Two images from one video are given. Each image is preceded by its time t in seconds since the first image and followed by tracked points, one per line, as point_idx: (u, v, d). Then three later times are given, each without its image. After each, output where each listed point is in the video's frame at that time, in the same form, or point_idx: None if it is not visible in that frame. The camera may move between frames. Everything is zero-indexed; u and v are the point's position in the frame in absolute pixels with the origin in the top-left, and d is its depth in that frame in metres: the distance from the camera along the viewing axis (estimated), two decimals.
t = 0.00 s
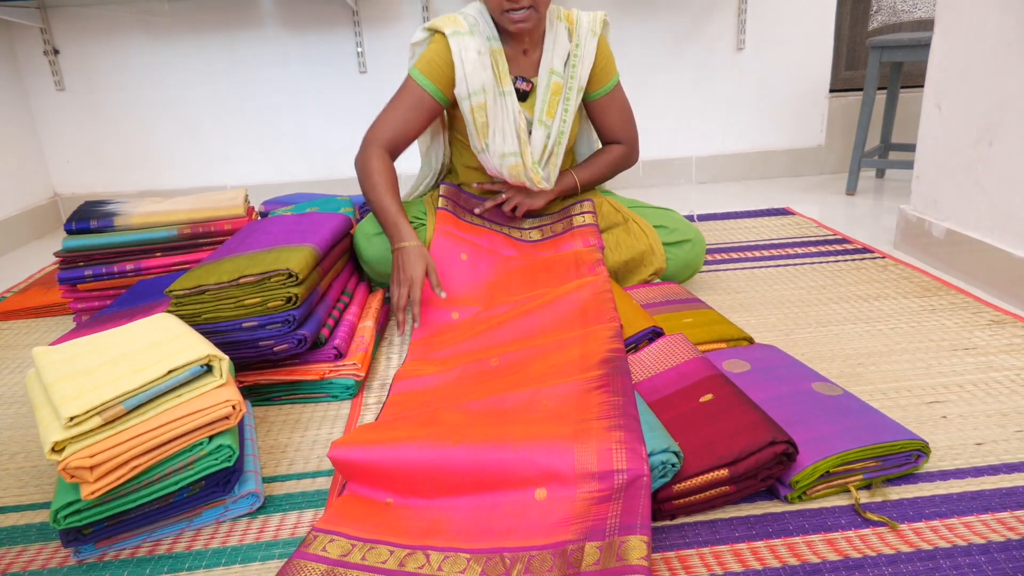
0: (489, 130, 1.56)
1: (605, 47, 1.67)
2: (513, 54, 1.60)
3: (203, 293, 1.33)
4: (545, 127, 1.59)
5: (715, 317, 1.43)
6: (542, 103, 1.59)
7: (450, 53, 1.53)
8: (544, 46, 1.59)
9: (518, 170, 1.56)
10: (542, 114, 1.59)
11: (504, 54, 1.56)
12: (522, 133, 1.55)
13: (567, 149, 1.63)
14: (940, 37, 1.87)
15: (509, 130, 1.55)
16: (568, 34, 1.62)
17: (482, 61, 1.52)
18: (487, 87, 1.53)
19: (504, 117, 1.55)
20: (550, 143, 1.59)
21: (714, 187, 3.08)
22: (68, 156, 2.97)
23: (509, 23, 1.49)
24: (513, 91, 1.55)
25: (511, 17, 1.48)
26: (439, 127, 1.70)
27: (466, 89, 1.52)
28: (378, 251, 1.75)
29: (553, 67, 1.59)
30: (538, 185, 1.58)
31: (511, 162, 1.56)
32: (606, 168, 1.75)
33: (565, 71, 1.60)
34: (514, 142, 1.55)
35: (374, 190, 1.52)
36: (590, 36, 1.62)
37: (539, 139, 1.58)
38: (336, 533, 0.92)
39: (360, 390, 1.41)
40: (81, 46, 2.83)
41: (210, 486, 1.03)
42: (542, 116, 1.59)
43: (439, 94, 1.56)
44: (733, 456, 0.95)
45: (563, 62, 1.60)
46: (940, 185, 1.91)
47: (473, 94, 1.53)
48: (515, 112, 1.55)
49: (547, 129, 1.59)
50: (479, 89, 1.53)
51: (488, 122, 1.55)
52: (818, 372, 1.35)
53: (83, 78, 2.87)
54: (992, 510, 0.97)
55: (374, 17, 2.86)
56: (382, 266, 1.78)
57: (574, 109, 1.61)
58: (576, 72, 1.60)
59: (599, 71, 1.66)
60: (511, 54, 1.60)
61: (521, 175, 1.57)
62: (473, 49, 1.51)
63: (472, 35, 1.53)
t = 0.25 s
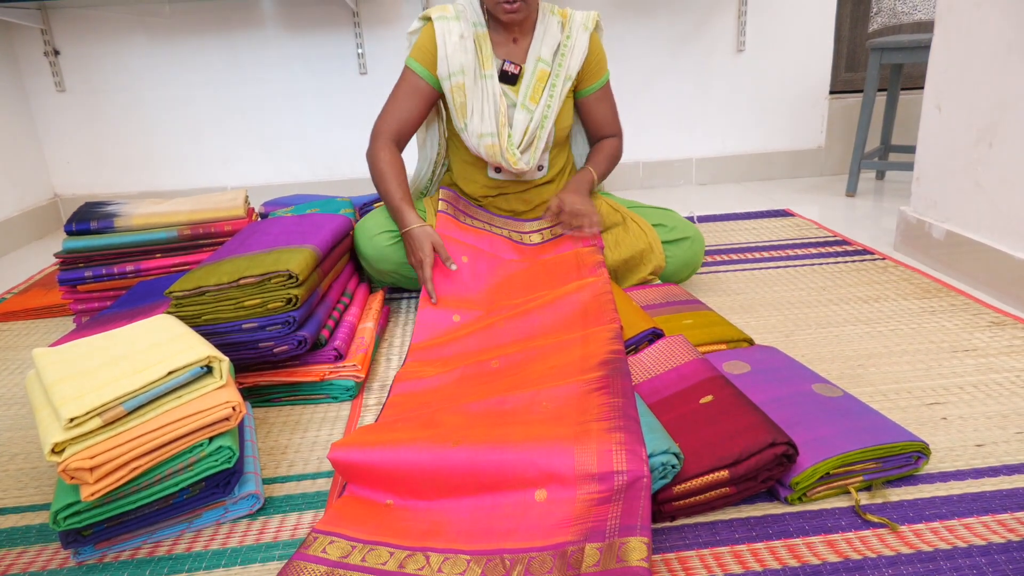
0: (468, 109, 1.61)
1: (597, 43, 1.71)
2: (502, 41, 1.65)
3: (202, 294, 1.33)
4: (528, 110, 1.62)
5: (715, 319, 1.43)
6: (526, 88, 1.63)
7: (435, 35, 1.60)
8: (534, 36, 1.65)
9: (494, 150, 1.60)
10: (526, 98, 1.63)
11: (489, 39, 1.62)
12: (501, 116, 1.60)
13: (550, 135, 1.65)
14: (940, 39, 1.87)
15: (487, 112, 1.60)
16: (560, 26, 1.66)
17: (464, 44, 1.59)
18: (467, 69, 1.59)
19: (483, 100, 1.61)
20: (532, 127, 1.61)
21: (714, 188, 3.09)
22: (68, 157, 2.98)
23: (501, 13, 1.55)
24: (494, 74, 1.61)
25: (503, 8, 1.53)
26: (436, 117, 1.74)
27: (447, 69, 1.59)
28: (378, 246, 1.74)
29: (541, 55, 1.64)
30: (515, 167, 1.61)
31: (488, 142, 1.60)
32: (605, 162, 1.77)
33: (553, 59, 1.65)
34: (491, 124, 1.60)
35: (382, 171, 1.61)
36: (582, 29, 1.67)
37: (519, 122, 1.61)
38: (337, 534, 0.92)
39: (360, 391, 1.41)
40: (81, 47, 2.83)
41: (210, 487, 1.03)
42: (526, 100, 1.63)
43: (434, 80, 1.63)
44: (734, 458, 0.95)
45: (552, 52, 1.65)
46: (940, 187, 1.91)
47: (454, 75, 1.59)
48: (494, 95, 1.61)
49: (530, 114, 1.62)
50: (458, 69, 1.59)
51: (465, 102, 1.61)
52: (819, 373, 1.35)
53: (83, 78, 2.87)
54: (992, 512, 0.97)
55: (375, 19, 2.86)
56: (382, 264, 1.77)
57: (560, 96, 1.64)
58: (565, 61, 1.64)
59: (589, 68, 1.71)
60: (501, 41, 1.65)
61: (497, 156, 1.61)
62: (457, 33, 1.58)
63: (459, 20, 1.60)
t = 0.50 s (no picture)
0: (468, 92, 1.61)
1: (592, 38, 1.74)
2: (499, 31, 1.67)
3: (203, 294, 1.33)
4: (526, 97, 1.63)
5: (716, 319, 1.43)
6: (524, 75, 1.64)
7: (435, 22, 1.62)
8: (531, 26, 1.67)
9: (493, 131, 1.59)
10: (524, 84, 1.64)
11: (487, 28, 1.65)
12: (499, 99, 1.61)
13: (548, 121, 1.65)
14: (941, 40, 1.87)
15: (486, 94, 1.61)
16: (556, 19, 1.70)
17: (463, 29, 1.61)
18: (467, 51, 1.60)
19: (483, 82, 1.62)
20: (530, 112, 1.62)
21: (715, 189, 3.08)
22: (69, 156, 2.98)
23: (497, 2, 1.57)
24: (493, 59, 1.62)
25: None
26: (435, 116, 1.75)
27: (447, 51, 1.59)
28: (378, 247, 1.74)
29: (538, 44, 1.66)
30: (514, 148, 1.60)
31: (487, 124, 1.59)
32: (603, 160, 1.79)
33: (550, 49, 1.67)
34: (490, 105, 1.60)
35: (393, 165, 1.61)
36: (578, 22, 1.70)
37: (517, 106, 1.62)
38: (338, 535, 0.92)
39: (361, 391, 1.41)
40: (82, 46, 2.83)
41: (210, 487, 1.03)
42: (524, 86, 1.64)
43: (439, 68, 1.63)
44: (734, 459, 0.95)
45: (549, 42, 1.67)
46: (941, 188, 1.91)
47: (453, 57, 1.59)
48: (493, 79, 1.62)
49: (528, 99, 1.63)
50: (458, 51, 1.60)
51: (465, 84, 1.61)
52: (819, 375, 1.35)
53: (84, 78, 2.87)
54: (993, 513, 0.97)
55: (376, 19, 2.86)
56: (383, 264, 1.77)
57: (557, 83, 1.66)
58: (562, 49, 1.66)
59: (583, 62, 1.73)
60: (497, 31, 1.67)
61: (496, 137, 1.60)
62: (456, 18, 1.60)
63: (457, 8, 1.63)
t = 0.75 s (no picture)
0: (467, 90, 1.62)
1: (589, 37, 1.74)
2: (497, 29, 1.67)
3: (204, 293, 1.33)
4: (524, 93, 1.63)
5: (716, 321, 1.43)
6: (522, 72, 1.64)
7: (433, 23, 1.63)
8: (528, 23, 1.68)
9: (492, 128, 1.59)
10: (522, 81, 1.64)
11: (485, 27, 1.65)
12: (498, 96, 1.61)
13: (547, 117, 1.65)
14: (943, 42, 1.87)
15: (485, 91, 1.61)
16: (554, 17, 1.70)
17: (461, 28, 1.62)
18: (465, 49, 1.61)
19: (482, 80, 1.62)
20: (529, 108, 1.62)
21: (716, 190, 3.08)
22: (70, 154, 2.98)
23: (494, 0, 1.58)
24: (492, 57, 1.63)
25: None
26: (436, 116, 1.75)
27: (446, 49, 1.60)
28: (379, 246, 1.74)
29: (535, 42, 1.66)
30: (514, 145, 1.60)
31: (487, 120, 1.59)
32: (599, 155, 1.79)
33: (548, 46, 1.67)
34: (489, 102, 1.60)
35: (405, 169, 1.62)
36: (575, 20, 1.71)
37: (517, 102, 1.62)
38: (337, 535, 0.91)
39: (361, 391, 1.41)
40: (84, 45, 2.83)
41: (210, 486, 1.03)
42: (522, 83, 1.64)
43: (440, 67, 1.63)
44: (734, 459, 0.95)
45: (547, 39, 1.67)
46: (941, 190, 1.91)
47: (451, 55, 1.61)
48: (492, 76, 1.62)
49: (527, 96, 1.63)
50: (456, 50, 1.61)
51: (464, 82, 1.61)
52: (820, 376, 1.35)
53: (86, 76, 2.88)
54: (993, 515, 0.97)
55: (378, 19, 2.86)
56: (384, 263, 1.77)
57: (555, 80, 1.66)
58: (560, 46, 1.66)
59: (580, 60, 1.73)
60: (496, 30, 1.67)
61: (496, 134, 1.60)
62: (454, 18, 1.61)
63: (455, 8, 1.64)
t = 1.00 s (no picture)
0: (463, 96, 1.63)
1: (585, 41, 1.74)
2: (492, 35, 1.69)
3: (205, 296, 1.33)
4: (520, 97, 1.64)
5: (716, 325, 1.43)
6: (518, 76, 1.65)
7: (427, 31, 1.65)
8: (523, 29, 1.69)
9: (489, 133, 1.61)
10: (518, 85, 1.65)
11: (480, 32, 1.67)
12: (494, 101, 1.62)
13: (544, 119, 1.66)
14: (943, 46, 1.87)
15: (481, 97, 1.62)
16: (548, 23, 1.70)
17: (455, 35, 1.64)
18: (460, 56, 1.62)
19: (477, 86, 1.63)
20: (525, 112, 1.62)
21: (717, 194, 3.09)
22: (72, 157, 2.99)
23: (491, 4, 1.59)
24: (487, 62, 1.64)
25: None
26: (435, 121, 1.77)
27: (440, 57, 1.62)
28: (379, 247, 1.74)
29: (530, 46, 1.67)
30: (511, 149, 1.62)
31: (483, 125, 1.60)
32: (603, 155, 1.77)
33: (543, 50, 1.68)
34: (485, 107, 1.61)
35: (411, 175, 1.62)
36: (570, 25, 1.70)
37: (513, 107, 1.63)
38: (345, 515, 0.97)
39: (361, 394, 1.41)
40: (86, 48, 2.84)
41: (210, 489, 1.03)
42: (518, 87, 1.65)
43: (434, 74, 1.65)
44: (734, 464, 0.95)
45: (541, 44, 1.68)
46: (941, 194, 1.92)
47: (446, 62, 1.62)
48: (488, 82, 1.63)
49: (523, 99, 1.64)
50: (451, 57, 1.62)
51: (460, 88, 1.63)
52: (820, 381, 1.35)
53: (88, 80, 2.88)
54: (993, 521, 0.97)
55: (379, 23, 2.87)
56: (384, 266, 1.77)
57: (551, 83, 1.66)
58: (554, 50, 1.67)
59: (577, 62, 1.73)
60: (491, 35, 1.69)
61: (493, 138, 1.61)
62: (447, 25, 1.63)
63: (449, 16, 1.66)
